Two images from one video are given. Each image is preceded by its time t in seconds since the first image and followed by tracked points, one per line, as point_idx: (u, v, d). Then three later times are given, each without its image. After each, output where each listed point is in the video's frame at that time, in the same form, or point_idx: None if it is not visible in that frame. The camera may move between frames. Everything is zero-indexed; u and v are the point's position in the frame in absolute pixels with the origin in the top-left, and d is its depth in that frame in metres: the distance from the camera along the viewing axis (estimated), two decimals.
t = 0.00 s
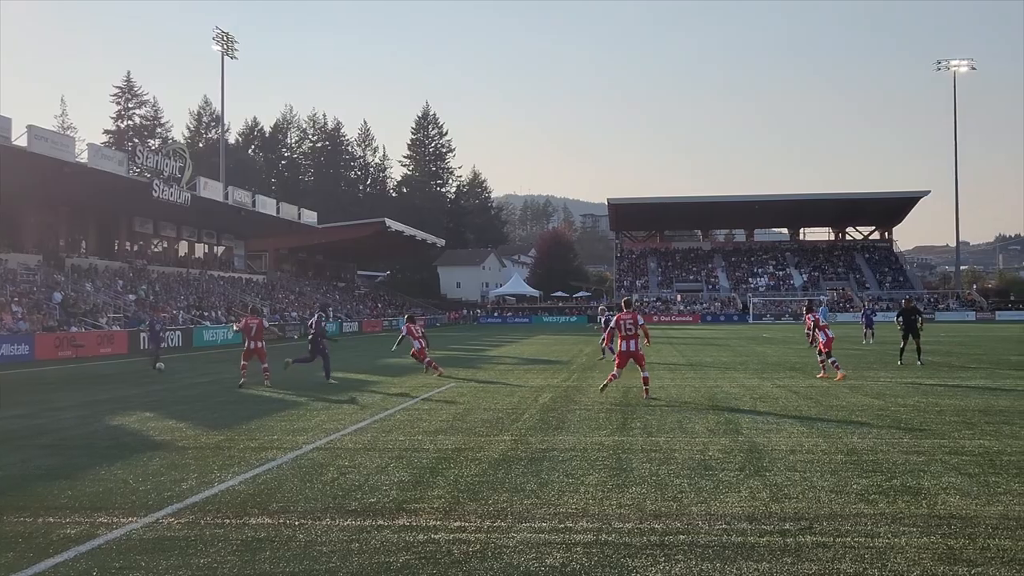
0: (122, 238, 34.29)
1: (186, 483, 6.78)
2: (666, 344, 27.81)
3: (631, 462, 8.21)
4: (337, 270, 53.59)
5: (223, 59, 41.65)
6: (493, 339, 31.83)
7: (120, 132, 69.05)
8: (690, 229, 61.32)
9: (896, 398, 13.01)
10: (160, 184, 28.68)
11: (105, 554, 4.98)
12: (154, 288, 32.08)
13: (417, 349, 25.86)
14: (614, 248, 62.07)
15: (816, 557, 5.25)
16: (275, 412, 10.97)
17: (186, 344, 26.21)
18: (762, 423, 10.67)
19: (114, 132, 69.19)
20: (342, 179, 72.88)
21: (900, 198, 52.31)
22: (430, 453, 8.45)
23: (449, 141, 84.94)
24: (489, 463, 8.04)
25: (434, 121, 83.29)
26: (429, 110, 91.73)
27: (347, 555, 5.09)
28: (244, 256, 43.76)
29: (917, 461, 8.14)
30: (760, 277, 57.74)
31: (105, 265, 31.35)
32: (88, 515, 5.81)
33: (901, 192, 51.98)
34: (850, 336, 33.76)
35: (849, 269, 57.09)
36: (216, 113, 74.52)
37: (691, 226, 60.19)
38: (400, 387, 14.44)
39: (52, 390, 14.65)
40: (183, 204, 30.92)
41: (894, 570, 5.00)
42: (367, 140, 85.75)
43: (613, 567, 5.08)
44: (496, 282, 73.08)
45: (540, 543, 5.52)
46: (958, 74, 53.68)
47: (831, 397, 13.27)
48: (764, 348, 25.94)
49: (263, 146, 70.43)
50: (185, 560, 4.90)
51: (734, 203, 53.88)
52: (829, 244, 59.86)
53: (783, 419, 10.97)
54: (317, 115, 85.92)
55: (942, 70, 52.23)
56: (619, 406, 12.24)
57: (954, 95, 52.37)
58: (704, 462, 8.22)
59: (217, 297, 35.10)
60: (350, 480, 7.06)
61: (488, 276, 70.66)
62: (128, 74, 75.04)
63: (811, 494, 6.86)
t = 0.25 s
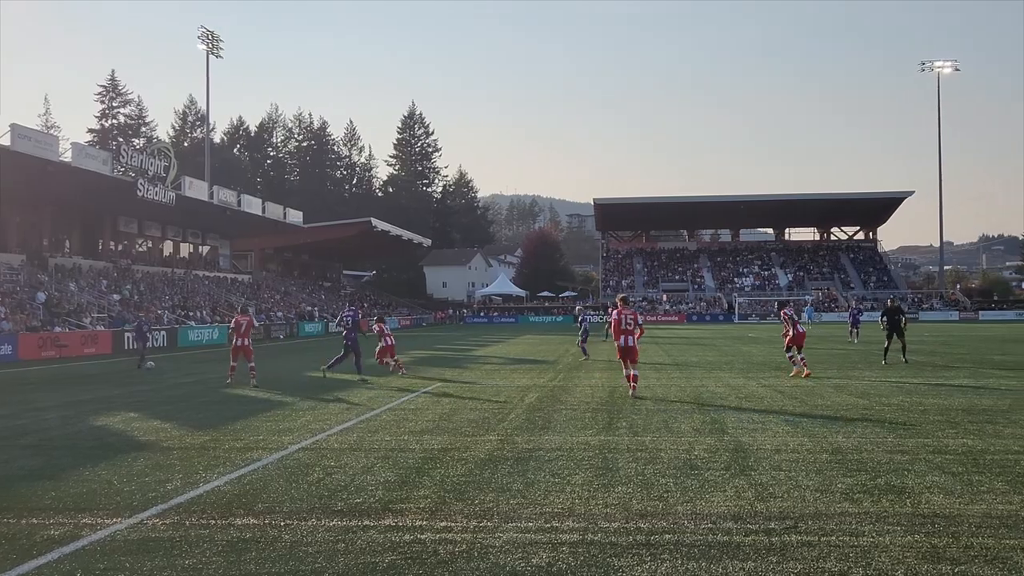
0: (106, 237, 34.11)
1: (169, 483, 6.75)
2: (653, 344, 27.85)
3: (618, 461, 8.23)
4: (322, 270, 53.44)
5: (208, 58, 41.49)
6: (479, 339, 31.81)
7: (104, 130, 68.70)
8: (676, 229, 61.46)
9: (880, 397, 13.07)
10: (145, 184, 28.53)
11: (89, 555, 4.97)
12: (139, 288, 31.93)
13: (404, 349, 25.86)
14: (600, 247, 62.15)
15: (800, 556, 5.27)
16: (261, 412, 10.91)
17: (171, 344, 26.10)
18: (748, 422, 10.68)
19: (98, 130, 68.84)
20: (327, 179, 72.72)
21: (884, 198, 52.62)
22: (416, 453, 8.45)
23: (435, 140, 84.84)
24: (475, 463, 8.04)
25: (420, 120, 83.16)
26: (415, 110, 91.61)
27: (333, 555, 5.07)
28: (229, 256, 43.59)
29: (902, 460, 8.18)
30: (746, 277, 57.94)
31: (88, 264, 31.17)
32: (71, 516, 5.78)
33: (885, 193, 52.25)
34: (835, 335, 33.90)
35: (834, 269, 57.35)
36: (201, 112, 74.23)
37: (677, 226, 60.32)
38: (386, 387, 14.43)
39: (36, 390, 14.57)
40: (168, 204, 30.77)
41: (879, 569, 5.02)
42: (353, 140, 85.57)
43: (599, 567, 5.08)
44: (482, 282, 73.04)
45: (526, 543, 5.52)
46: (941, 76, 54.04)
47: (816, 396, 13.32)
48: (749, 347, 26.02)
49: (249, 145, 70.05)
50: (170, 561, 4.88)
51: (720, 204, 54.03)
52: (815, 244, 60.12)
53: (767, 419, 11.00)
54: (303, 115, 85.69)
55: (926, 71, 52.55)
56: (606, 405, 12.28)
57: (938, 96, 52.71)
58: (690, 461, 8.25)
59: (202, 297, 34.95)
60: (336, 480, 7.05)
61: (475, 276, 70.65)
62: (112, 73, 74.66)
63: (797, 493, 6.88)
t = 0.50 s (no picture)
0: (97, 237, 33.99)
1: (161, 484, 6.73)
2: (643, 345, 27.88)
3: (610, 461, 8.24)
4: (313, 270, 53.34)
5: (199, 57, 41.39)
6: (470, 339, 31.77)
7: (95, 129, 68.47)
8: (668, 229, 61.53)
9: (871, 397, 13.11)
10: (136, 183, 28.45)
11: (80, 555, 4.95)
12: (130, 287, 31.83)
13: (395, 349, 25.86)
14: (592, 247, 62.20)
15: (792, 556, 5.29)
16: (252, 412, 10.88)
17: (162, 344, 26.02)
18: (740, 422, 10.69)
19: (89, 129, 68.61)
20: (319, 178, 72.58)
21: (875, 199, 52.80)
22: (409, 453, 8.44)
23: (427, 140, 84.80)
24: (467, 463, 8.05)
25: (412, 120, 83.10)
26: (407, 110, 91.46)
27: (324, 555, 5.06)
28: (220, 256, 43.48)
29: (892, 460, 8.21)
30: (737, 277, 58.06)
31: (79, 264, 31.06)
32: (62, 516, 5.76)
33: (876, 193, 52.43)
34: (825, 336, 33.99)
35: (825, 270, 57.53)
36: (193, 112, 74.06)
37: (669, 226, 60.38)
38: (378, 387, 14.42)
39: (26, 390, 14.51)
40: (159, 203, 30.67)
41: (871, 569, 5.03)
42: (345, 139, 85.42)
43: (591, 567, 5.09)
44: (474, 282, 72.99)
45: (518, 543, 5.52)
46: (932, 76, 54.27)
47: (807, 396, 13.36)
48: (740, 348, 26.09)
49: (240, 145, 69.96)
50: (161, 561, 4.86)
51: (712, 204, 54.13)
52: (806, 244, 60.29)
53: (759, 419, 11.01)
54: (295, 114, 85.55)
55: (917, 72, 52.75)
56: (598, 405, 12.29)
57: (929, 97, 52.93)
58: (682, 461, 8.26)
59: (193, 296, 34.86)
60: (327, 480, 7.04)
61: (467, 276, 70.62)
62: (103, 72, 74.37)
63: (787, 493, 6.90)
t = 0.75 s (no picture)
0: (91, 237, 33.92)
1: (155, 484, 6.71)
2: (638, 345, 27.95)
3: (604, 462, 8.25)
4: (308, 270, 53.27)
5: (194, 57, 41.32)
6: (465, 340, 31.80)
7: (89, 129, 68.34)
8: (662, 229, 61.61)
9: (866, 397, 13.15)
10: (130, 183, 28.40)
11: (74, 555, 4.94)
12: (124, 287, 31.77)
13: (390, 349, 25.85)
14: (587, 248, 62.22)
15: (787, 557, 5.29)
16: (246, 412, 10.87)
17: (156, 344, 25.97)
18: (734, 423, 10.70)
19: (83, 129, 68.46)
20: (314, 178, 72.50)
21: (869, 200, 52.93)
22: (403, 453, 8.44)
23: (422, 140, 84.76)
24: (461, 463, 8.05)
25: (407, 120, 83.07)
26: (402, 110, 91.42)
27: (319, 556, 5.05)
28: (214, 256, 43.41)
29: (886, 461, 8.23)
30: (731, 278, 58.15)
31: (73, 264, 30.99)
32: (56, 517, 5.75)
33: (870, 194, 52.55)
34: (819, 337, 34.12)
35: (819, 270, 57.66)
36: (187, 111, 73.94)
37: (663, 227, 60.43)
38: (373, 387, 14.42)
39: (20, 390, 14.48)
40: (153, 203, 30.62)
41: (865, 569, 5.05)
42: (339, 139, 85.34)
43: (585, 567, 5.09)
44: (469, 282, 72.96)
45: (513, 544, 5.52)
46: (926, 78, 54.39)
47: (801, 397, 13.39)
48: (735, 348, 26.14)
49: (235, 145, 69.86)
50: (154, 562, 4.86)
51: (706, 205, 54.20)
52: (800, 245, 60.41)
53: (753, 420, 11.02)
54: (289, 114, 85.46)
55: (911, 73, 52.86)
56: (592, 406, 12.30)
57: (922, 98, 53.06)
58: (676, 462, 8.27)
59: (187, 296, 34.80)
60: (321, 480, 7.03)
61: (461, 277, 70.65)
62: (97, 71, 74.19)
63: (782, 494, 6.91)
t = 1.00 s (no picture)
0: (84, 238, 33.84)
1: (148, 485, 6.71)
2: (632, 345, 28.03)
3: (598, 463, 8.26)
4: (302, 271, 53.21)
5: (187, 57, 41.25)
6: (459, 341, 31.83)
7: (82, 129, 68.14)
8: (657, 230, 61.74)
9: (858, 398, 13.21)
10: (124, 184, 28.35)
11: (67, 557, 4.93)
12: (117, 288, 31.70)
13: (384, 351, 25.87)
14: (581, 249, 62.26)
15: (780, 557, 5.30)
16: (240, 413, 10.85)
17: (149, 345, 25.92)
18: (728, 424, 10.72)
19: (76, 129, 68.26)
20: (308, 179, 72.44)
21: (862, 201, 53.08)
22: (397, 454, 8.44)
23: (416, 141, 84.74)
24: (455, 464, 8.05)
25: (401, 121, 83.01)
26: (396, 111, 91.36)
27: (313, 558, 5.05)
28: (208, 257, 43.33)
29: (879, 462, 8.24)
30: (725, 279, 58.27)
31: (66, 264, 30.92)
32: (49, 518, 5.74)
33: (864, 196, 52.72)
34: (812, 337, 34.25)
35: (813, 271, 57.82)
36: (181, 112, 73.78)
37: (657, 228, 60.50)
38: (367, 388, 14.42)
39: (13, 391, 14.45)
40: (147, 203, 30.56)
41: (857, 570, 5.06)
42: (333, 140, 85.27)
43: (579, 569, 5.09)
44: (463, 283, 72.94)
45: (507, 545, 5.52)
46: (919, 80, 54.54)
47: (795, 398, 13.44)
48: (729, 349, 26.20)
49: (229, 145, 69.71)
50: (147, 564, 4.85)
51: (700, 206, 54.30)
52: (794, 246, 60.56)
53: (747, 421, 11.05)
54: (283, 115, 85.35)
55: (904, 75, 52.98)
56: (586, 407, 12.31)
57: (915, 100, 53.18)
58: (669, 463, 8.28)
59: (181, 297, 34.74)
60: (315, 481, 7.02)
61: (456, 277, 70.68)
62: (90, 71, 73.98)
63: (775, 495, 6.92)
